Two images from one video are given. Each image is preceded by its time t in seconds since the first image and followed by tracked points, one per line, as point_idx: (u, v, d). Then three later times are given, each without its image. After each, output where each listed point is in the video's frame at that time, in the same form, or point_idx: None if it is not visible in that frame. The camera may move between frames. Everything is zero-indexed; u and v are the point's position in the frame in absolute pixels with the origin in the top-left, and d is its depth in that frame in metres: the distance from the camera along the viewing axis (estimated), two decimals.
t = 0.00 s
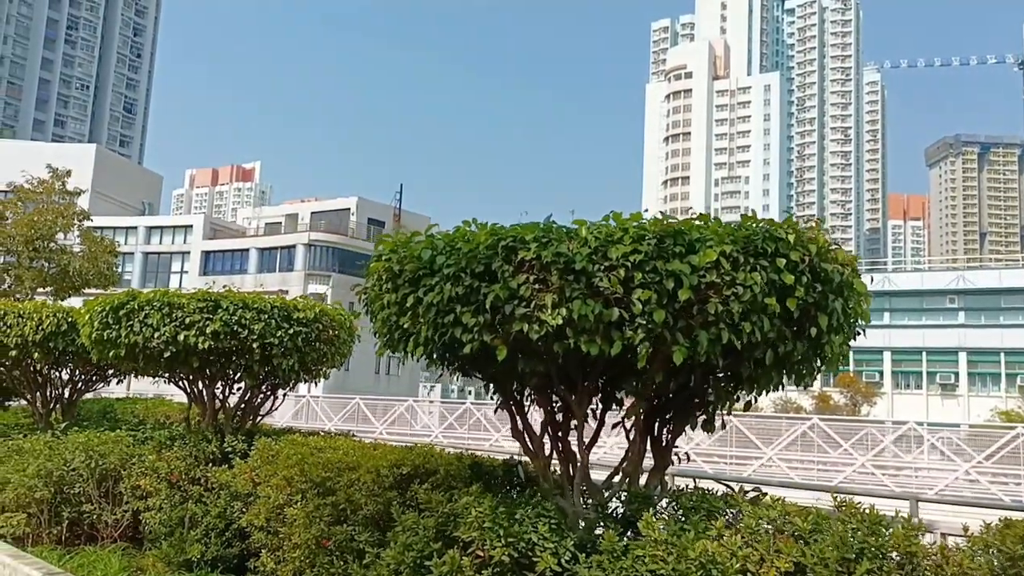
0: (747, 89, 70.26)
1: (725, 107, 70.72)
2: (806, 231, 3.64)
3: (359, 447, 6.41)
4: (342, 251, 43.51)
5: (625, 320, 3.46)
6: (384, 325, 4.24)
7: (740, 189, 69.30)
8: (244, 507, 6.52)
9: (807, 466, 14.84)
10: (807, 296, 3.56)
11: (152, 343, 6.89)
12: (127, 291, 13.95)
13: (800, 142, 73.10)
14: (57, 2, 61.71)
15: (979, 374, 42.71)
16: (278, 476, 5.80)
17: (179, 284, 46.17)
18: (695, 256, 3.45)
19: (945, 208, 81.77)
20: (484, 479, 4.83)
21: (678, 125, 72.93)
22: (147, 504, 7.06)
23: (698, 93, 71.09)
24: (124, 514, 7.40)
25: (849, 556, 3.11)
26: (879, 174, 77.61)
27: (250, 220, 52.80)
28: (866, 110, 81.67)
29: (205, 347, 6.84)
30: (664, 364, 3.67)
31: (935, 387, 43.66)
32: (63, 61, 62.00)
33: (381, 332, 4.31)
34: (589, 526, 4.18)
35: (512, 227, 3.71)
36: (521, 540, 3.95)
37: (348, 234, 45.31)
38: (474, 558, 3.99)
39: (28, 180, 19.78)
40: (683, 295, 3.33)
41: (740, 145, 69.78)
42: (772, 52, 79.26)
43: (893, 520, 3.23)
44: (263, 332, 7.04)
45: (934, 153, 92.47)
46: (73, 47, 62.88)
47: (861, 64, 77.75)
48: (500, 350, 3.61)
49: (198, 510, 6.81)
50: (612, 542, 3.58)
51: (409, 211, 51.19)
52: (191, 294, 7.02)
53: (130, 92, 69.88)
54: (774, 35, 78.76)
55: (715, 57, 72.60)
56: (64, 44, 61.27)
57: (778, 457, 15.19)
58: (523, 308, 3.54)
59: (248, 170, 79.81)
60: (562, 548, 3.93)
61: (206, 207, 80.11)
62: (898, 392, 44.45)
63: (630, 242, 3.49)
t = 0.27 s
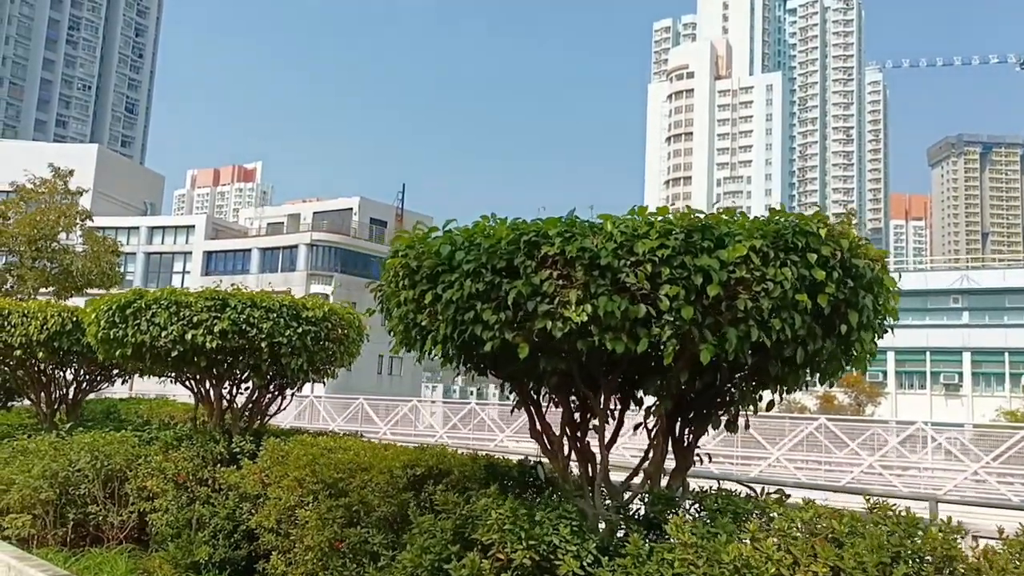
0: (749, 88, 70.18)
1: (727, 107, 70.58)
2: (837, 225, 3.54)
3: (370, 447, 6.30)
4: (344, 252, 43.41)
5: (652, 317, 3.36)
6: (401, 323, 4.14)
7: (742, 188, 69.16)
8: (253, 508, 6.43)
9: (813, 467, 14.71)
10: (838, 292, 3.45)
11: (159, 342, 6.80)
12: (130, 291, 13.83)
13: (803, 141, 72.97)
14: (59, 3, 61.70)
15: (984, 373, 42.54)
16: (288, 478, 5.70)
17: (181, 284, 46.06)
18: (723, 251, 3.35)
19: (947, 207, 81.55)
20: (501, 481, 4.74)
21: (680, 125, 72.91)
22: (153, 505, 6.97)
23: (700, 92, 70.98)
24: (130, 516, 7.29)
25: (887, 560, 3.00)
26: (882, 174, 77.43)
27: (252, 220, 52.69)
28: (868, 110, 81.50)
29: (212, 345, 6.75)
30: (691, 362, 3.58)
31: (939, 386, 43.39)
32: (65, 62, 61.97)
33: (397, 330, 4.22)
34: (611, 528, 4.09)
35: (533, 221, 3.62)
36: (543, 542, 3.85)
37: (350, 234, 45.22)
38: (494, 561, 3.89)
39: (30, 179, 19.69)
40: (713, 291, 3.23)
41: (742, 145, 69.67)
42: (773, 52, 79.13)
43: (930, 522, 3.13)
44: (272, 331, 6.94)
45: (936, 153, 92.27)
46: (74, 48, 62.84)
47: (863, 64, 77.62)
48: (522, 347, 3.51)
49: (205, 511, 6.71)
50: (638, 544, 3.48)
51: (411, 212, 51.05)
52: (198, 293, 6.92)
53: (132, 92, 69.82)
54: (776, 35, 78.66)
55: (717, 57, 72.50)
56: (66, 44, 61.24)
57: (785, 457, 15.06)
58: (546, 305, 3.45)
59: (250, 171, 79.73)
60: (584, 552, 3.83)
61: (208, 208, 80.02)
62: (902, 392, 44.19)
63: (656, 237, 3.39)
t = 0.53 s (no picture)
0: (744, 89, 70.28)
1: (722, 108, 70.72)
2: (855, 222, 3.47)
3: (373, 449, 6.23)
4: (340, 252, 43.31)
5: (667, 316, 3.29)
6: (408, 323, 4.08)
7: (738, 189, 69.33)
8: (253, 510, 6.35)
9: (811, 468, 14.65)
10: (856, 289, 3.38)
11: (158, 341, 6.71)
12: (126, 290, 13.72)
13: (798, 142, 73.04)
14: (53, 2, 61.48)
15: (979, 374, 42.62)
16: (290, 480, 5.62)
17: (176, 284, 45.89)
18: (739, 248, 3.28)
19: (942, 209, 81.72)
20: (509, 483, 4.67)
21: (675, 125, 73.16)
22: (151, 507, 6.88)
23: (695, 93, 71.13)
24: (128, 518, 7.19)
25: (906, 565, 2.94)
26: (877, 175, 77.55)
27: (248, 221, 52.48)
28: (862, 111, 81.69)
29: (212, 345, 6.67)
30: (704, 362, 3.52)
31: (934, 387, 43.29)
32: (60, 61, 61.77)
33: (404, 329, 4.15)
34: (623, 532, 4.02)
35: (544, 219, 3.56)
36: (552, 546, 3.78)
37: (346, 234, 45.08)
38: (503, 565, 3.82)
39: (25, 179, 19.58)
40: (729, 290, 3.17)
41: (737, 146, 69.83)
42: (769, 54, 79.25)
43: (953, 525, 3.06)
44: (272, 330, 6.86)
45: (931, 154, 92.46)
46: (69, 47, 62.64)
47: (858, 65, 77.76)
48: (533, 346, 3.44)
49: (205, 513, 6.63)
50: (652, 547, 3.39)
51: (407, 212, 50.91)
52: (198, 292, 6.84)
53: (127, 92, 69.62)
54: (771, 37, 78.81)
55: (712, 58, 72.64)
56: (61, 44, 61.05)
57: (783, 457, 14.99)
58: (557, 303, 3.38)
59: (245, 171, 79.50)
60: (594, 555, 3.77)
61: (203, 208, 79.77)
62: (898, 393, 44.10)
63: (671, 234, 3.33)
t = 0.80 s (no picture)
0: (733, 89, 70.48)
1: (711, 108, 70.90)
2: (867, 225, 3.40)
3: (367, 453, 6.11)
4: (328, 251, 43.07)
5: (677, 320, 3.21)
6: (408, 327, 3.99)
7: (726, 189, 69.64)
8: (246, 515, 6.22)
9: (803, 469, 14.64)
10: (868, 295, 3.30)
11: (147, 343, 6.57)
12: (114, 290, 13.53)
13: (786, 143, 73.30)
14: None
15: (967, 374, 42.87)
16: (283, 485, 5.50)
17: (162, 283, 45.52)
18: (751, 252, 3.19)
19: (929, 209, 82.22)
20: (510, 491, 4.60)
21: (664, 125, 73.39)
22: (140, 511, 6.74)
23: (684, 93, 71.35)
24: (116, 523, 7.04)
25: None
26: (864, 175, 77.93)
27: (235, 219, 52.06)
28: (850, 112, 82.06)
29: (203, 348, 6.53)
30: (713, 368, 3.44)
31: (922, 386, 43.44)
32: (44, 58, 61.15)
33: (404, 334, 4.06)
34: (626, 540, 3.95)
35: (550, 221, 3.47)
36: (555, 555, 3.70)
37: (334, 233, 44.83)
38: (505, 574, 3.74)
39: (10, 176, 19.32)
40: (740, 294, 3.09)
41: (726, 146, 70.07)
42: (757, 53, 79.45)
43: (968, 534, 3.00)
44: (264, 332, 6.74)
45: (918, 155, 93.01)
46: (54, 43, 62.00)
47: (846, 66, 78.08)
48: (538, 352, 3.35)
49: (195, 518, 6.50)
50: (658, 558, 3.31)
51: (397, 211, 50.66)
52: (189, 293, 6.70)
53: (113, 89, 69.00)
54: (759, 37, 79.03)
55: (701, 57, 72.82)
56: (45, 40, 60.41)
57: (774, 459, 14.87)
58: (564, 308, 3.31)
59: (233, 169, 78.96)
60: (599, 564, 3.69)
61: (190, 206, 79.18)
62: (886, 392, 44.25)
63: (681, 236, 3.25)
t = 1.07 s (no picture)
0: (721, 91, 70.71)
1: (698, 110, 71.19)
2: (868, 227, 3.39)
3: (363, 456, 6.06)
4: (317, 251, 42.92)
5: (680, 323, 3.19)
6: (406, 328, 3.95)
7: (713, 191, 70.05)
8: (238, 518, 6.17)
9: (792, 469, 14.57)
10: (870, 298, 3.29)
11: (138, 344, 6.48)
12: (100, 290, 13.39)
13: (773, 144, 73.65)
14: None
15: (951, 375, 43.26)
16: (278, 488, 5.45)
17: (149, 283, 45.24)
18: (755, 254, 3.18)
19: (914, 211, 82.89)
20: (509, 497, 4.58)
21: (652, 127, 73.71)
22: (129, 514, 6.67)
23: (672, 95, 71.64)
24: (104, 526, 6.97)
25: None
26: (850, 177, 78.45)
27: (223, 218, 51.76)
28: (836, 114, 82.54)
29: (195, 349, 6.46)
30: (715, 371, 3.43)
31: (907, 387, 43.69)
32: (30, 56, 60.63)
33: (402, 336, 4.02)
34: (627, 544, 3.94)
35: (552, 223, 3.44)
36: (555, 560, 3.68)
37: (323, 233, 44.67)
38: None
39: None
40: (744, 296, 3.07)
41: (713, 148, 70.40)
42: (744, 56, 79.73)
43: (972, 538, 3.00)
44: (257, 333, 6.68)
45: (903, 157, 93.70)
46: (40, 42, 61.48)
47: (832, 69, 78.52)
48: (540, 354, 3.33)
49: (186, 522, 6.44)
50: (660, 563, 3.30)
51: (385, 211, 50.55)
52: (180, 294, 6.63)
53: (99, 88, 68.48)
54: (747, 39, 79.35)
55: (689, 60, 73.10)
56: (31, 38, 59.88)
57: (763, 459, 14.73)
58: (566, 310, 3.28)
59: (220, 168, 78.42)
60: (599, 568, 3.67)
61: (177, 205, 78.70)
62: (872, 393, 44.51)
63: (684, 238, 3.23)
